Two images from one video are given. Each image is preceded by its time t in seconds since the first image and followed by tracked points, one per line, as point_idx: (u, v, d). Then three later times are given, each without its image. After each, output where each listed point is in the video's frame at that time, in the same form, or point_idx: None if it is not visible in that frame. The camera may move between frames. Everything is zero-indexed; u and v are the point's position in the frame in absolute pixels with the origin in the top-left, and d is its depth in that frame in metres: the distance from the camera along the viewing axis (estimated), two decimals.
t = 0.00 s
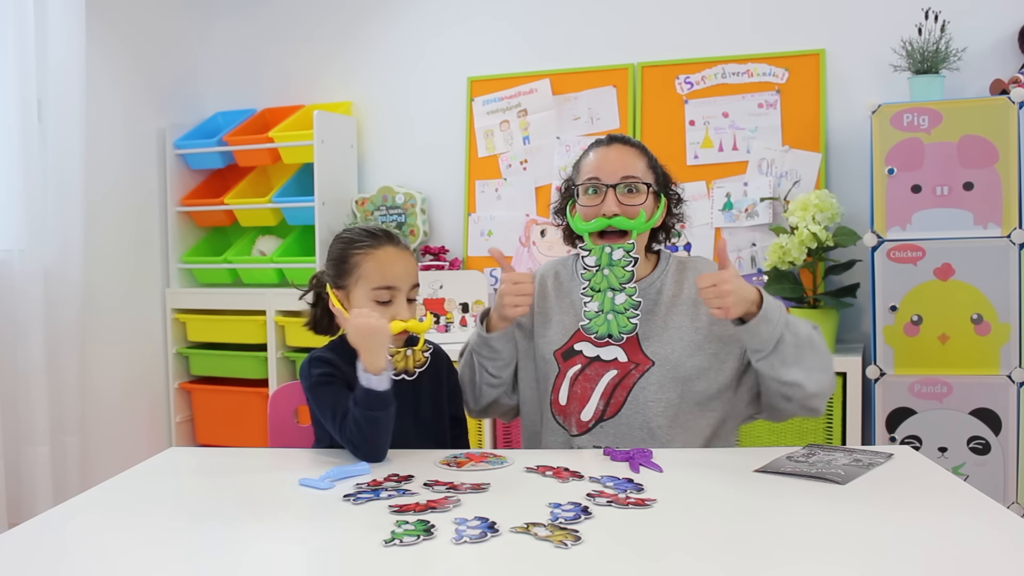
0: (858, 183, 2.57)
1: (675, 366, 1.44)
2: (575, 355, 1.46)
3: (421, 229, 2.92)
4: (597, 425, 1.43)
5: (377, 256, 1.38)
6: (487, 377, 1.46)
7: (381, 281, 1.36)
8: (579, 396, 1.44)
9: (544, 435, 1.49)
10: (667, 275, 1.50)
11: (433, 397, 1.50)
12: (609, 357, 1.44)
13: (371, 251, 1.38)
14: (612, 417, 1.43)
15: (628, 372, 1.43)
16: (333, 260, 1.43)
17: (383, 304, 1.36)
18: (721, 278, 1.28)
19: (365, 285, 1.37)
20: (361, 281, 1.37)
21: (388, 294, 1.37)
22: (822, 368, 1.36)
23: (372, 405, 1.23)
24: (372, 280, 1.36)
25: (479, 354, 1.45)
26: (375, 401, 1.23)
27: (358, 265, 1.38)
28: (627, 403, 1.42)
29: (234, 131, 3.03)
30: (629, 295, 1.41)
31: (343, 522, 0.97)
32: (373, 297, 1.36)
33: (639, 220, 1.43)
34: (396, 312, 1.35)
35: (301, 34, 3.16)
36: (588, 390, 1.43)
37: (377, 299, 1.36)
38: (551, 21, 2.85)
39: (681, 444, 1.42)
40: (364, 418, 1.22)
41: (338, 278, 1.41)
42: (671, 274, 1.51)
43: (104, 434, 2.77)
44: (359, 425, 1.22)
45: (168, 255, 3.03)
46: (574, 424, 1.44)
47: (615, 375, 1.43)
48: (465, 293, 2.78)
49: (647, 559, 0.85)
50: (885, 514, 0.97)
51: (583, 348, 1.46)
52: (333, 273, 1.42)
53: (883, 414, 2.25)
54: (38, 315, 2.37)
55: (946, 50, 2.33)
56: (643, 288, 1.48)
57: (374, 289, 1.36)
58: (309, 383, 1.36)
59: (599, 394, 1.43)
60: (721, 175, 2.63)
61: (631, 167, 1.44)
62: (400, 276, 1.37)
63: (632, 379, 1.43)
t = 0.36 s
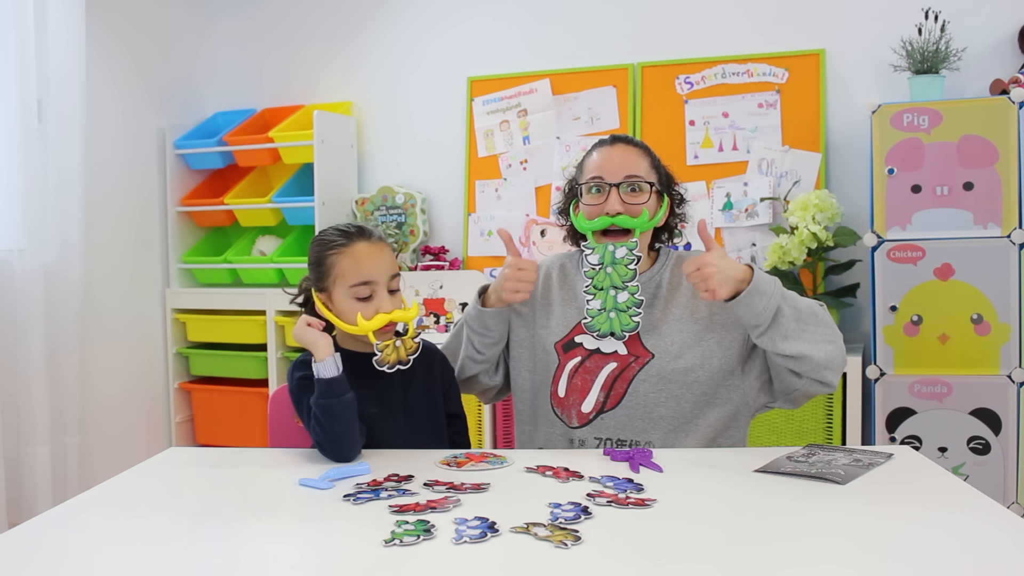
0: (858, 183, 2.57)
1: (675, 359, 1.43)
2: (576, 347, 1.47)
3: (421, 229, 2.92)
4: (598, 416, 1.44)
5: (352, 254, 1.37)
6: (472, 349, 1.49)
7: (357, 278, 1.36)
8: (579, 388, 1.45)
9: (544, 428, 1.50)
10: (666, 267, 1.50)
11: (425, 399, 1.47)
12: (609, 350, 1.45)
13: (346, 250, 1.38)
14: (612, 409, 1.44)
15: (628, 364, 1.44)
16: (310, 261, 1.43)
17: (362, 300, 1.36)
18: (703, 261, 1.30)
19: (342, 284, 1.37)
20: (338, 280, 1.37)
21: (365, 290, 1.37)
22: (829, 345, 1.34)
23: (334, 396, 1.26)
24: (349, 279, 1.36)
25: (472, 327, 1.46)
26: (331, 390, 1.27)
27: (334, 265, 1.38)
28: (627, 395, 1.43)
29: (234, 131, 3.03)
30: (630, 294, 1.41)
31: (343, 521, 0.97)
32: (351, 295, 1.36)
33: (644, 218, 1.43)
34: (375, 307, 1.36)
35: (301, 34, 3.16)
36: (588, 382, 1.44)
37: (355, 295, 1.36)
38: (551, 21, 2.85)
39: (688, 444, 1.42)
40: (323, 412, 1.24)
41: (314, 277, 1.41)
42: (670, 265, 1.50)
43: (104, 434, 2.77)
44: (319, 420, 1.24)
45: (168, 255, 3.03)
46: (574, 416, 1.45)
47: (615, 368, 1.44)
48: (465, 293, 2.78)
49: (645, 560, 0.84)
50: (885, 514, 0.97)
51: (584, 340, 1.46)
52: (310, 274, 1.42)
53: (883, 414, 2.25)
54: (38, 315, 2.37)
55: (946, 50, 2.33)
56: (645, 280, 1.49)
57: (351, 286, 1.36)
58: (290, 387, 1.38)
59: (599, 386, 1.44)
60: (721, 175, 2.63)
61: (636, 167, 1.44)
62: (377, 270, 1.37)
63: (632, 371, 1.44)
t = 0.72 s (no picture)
0: (858, 183, 2.57)
1: (675, 353, 1.43)
2: (576, 346, 1.46)
3: (421, 229, 2.92)
4: (600, 415, 1.44)
5: (344, 255, 1.38)
6: (471, 355, 1.47)
7: (348, 279, 1.36)
8: (581, 387, 1.44)
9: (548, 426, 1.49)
10: (664, 265, 1.50)
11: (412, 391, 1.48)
12: (609, 347, 1.44)
13: (338, 251, 1.38)
14: (615, 407, 1.43)
15: (628, 362, 1.43)
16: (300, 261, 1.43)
17: (352, 301, 1.36)
18: (702, 263, 1.28)
19: (333, 284, 1.37)
20: (329, 281, 1.37)
21: (357, 291, 1.37)
22: (832, 340, 1.34)
23: (343, 440, 1.19)
24: (340, 279, 1.36)
25: (470, 330, 1.45)
26: (347, 436, 1.19)
27: (325, 265, 1.38)
28: (629, 393, 1.42)
29: (234, 131, 3.03)
30: (624, 293, 1.41)
31: (343, 522, 0.97)
32: (341, 295, 1.36)
33: (641, 216, 1.42)
34: (366, 308, 1.36)
35: (301, 34, 3.16)
36: (590, 381, 1.44)
37: (346, 296, 1.36)
38: (551, 21, 2.85)
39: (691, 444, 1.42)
40: (321, 437, 1.20)
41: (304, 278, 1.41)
42: (669, 263, 1.51)
43: (104, 434, 2.77)
44: (315, 436, 1.21)
45: (168, 255, 3.03)
46: (576, 415, 1.45)
47: (615, 366, 1.43)
48: (465, 293, 2.78)
49: (645, 560, 0.85)
50: (885, 514, 0.97)
51: (584, 339, 1.46)
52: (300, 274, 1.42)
53: (883, 414, 2.25)
54: (38, 315, 2.37)
55: (946, 50, 2.33)
56: (643, 277, 1.48)
57: (342, 287, 1.36)
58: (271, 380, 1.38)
59: (600, 385, 1.43)
60: (721, 175, 2.64)
61: (633, 166, 1.44)
62: (368, 271, 1.37)
63: (633, 368, 1.43)
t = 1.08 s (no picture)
0: (858, 183, 2.57)
1: (675, 355, 1.44)
2: (577, 347, 1.47)
3: (421, 229, 2.92)
4: (598, 417, 1.44)
5: (353, 251, 1.38)
6: (521, 368, 1.50)
7: (357, 274, 1.36)
8: (580, 387, 1.45)
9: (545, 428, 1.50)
10: (667, 266, 1.51)
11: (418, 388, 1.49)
12: (609, 349, 1.45)
13: (347, 246, 1.39)
14: (612, 408, 1.43)
15: (627, 363, 1.44)
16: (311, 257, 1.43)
17: (360, 297, 1.36)
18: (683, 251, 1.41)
19: (341, 279, 1.37)
20: (337, 275, 1.37)
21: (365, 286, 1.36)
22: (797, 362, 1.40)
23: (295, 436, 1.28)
24: (348, 274, 1.36)
25: (516, 341, 1.50)
26: (372, 439, 1.21)
27: (335, 260, 1.38)
28: (627, 394, 1.43)
29: (234, 131, 3.03)
30: (627, 284, 1.42)
31: (343, 522, 0.97)
32: (349, 290, 1.36)
33: (635, 214, 1.42)
34: (374, 303, 1.35)
35: (301, 34, 3.16)
36: (588, 382, 1.45)
37: (354, 291, 1.36)
38: (551, 21, 2.85)
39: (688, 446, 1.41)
40: (346, 434, 1.21)
41: (313, 273, 1.41)
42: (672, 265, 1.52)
43: (104, 434, 2.77)
44: (337, 433, 1.22)
45: (168, 255, 3.03)
46: (575, 416, 1.45)
47: (615, 366, 1.44)
48: (465, 293, 2.79)
49: (647, 560, 0.85)
50: (884, 514, 0.97)
51: (585, 340, 1.47)
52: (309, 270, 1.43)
53: (883, 414, 2.25)
54: (38, 315, 2.37)
55: (946, 50, 2.33)
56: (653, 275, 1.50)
57: (350, 282, 1.36)
58: (281, 375, 1.36)
59: (599, 385, 1.44)
60: (721, 175, 2.64)
61: (632, 168, 1.44)
62: (376, 267, 1.37)
63: (632, 369, 1.44)
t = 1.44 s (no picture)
0: (858, 183, 2.57)
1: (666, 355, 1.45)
2: (575, 348, 1.49)
3: (421, 229, 2.92)
4: (591, 417, 1.44)
5: (393, 256, 1.38)
6: (542, 376, 1.50)
7: (393, 281, 1.36)
8: (575, 388, 1.47)
9: (545, 428, 1.51)
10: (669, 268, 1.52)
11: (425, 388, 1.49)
12: (606, 350, 1.47)
13: (388, 251, 1.39)
14: (605, 410, 1.43)
15: (622, 365, 1.45)
16: (354, 251, 1.44)
17: (392, 303, 1.36)
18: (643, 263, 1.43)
19: (377, 283, 1.37)
20: (374, 278, 1.38)
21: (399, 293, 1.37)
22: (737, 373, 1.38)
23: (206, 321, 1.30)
24: (384, 279, 1.37)
25: (534, 348, 1.49)
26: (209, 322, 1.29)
27: (374, 262, 1.39)
28: (620, 396, 1.43)
29: (234, 131, 3.03)
30: (596, 297, 1.42)
31: (343, 521, 0.97)
32: (383, 295, 1.36)
33: (618, 220, 1.43)
34: (404, 312, 1.36)
35: (301, 34, 3.16)
36: (583, 382, 1.46)
37: (387, 297, 1.36)
38: (551, 20, 2.85)
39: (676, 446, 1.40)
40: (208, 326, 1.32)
41: (352, 271, 1.42)
42: (674, 267, 1.53)
43: (104, 434, 2.77)
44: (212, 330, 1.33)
45: (168, 255, 3.03)
46: (568, 416, 1.46)
47: (610, 368, 1.45)
48: (465, 293, 2.79)
49: (647, 560, 0.84)
50: (885, 514, 0.97)
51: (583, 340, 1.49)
52: (348, 266, 1.43)
53: (883, 414, 2.25)
54: (38, 315, 2.37)
55: (946, 50, 2.33)
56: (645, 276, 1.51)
57: (385, 288, 1.36)
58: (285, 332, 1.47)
59: (593, 386, 1.45)
60: (721, 175, 2.63)
61: (620, 173, 1.44)
62: (413, 276, 1.37)
63: (625, 371, 1.44)
